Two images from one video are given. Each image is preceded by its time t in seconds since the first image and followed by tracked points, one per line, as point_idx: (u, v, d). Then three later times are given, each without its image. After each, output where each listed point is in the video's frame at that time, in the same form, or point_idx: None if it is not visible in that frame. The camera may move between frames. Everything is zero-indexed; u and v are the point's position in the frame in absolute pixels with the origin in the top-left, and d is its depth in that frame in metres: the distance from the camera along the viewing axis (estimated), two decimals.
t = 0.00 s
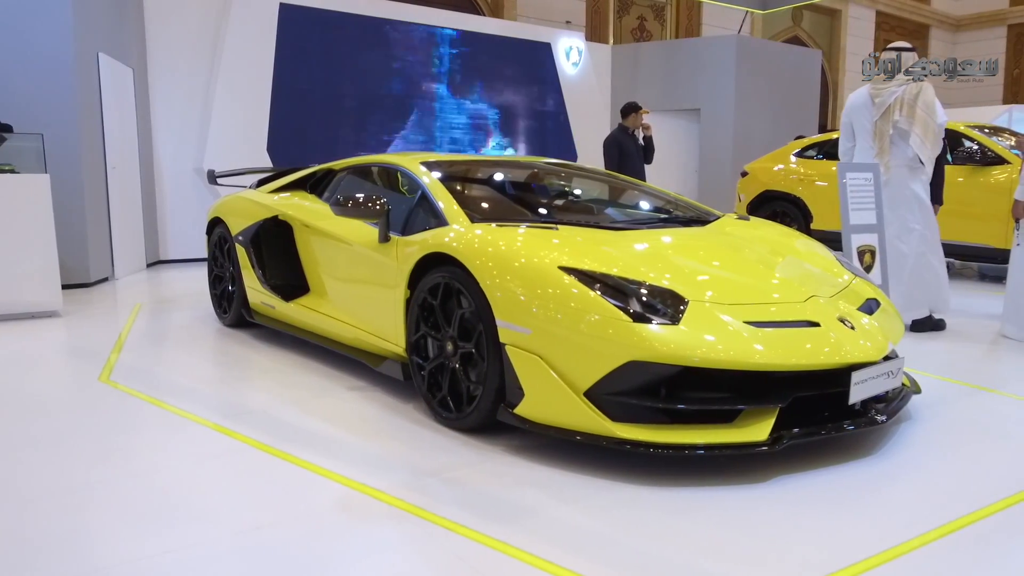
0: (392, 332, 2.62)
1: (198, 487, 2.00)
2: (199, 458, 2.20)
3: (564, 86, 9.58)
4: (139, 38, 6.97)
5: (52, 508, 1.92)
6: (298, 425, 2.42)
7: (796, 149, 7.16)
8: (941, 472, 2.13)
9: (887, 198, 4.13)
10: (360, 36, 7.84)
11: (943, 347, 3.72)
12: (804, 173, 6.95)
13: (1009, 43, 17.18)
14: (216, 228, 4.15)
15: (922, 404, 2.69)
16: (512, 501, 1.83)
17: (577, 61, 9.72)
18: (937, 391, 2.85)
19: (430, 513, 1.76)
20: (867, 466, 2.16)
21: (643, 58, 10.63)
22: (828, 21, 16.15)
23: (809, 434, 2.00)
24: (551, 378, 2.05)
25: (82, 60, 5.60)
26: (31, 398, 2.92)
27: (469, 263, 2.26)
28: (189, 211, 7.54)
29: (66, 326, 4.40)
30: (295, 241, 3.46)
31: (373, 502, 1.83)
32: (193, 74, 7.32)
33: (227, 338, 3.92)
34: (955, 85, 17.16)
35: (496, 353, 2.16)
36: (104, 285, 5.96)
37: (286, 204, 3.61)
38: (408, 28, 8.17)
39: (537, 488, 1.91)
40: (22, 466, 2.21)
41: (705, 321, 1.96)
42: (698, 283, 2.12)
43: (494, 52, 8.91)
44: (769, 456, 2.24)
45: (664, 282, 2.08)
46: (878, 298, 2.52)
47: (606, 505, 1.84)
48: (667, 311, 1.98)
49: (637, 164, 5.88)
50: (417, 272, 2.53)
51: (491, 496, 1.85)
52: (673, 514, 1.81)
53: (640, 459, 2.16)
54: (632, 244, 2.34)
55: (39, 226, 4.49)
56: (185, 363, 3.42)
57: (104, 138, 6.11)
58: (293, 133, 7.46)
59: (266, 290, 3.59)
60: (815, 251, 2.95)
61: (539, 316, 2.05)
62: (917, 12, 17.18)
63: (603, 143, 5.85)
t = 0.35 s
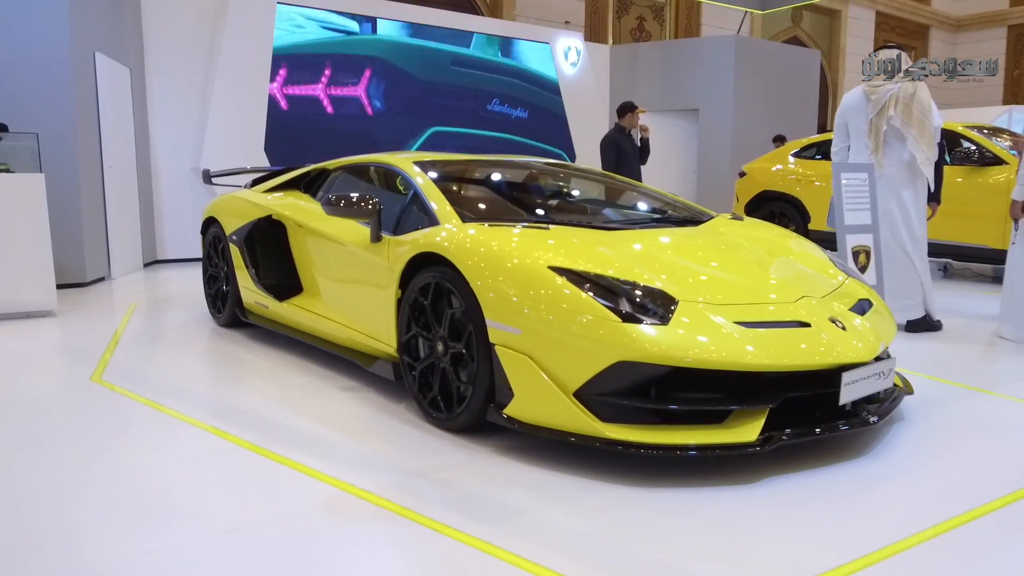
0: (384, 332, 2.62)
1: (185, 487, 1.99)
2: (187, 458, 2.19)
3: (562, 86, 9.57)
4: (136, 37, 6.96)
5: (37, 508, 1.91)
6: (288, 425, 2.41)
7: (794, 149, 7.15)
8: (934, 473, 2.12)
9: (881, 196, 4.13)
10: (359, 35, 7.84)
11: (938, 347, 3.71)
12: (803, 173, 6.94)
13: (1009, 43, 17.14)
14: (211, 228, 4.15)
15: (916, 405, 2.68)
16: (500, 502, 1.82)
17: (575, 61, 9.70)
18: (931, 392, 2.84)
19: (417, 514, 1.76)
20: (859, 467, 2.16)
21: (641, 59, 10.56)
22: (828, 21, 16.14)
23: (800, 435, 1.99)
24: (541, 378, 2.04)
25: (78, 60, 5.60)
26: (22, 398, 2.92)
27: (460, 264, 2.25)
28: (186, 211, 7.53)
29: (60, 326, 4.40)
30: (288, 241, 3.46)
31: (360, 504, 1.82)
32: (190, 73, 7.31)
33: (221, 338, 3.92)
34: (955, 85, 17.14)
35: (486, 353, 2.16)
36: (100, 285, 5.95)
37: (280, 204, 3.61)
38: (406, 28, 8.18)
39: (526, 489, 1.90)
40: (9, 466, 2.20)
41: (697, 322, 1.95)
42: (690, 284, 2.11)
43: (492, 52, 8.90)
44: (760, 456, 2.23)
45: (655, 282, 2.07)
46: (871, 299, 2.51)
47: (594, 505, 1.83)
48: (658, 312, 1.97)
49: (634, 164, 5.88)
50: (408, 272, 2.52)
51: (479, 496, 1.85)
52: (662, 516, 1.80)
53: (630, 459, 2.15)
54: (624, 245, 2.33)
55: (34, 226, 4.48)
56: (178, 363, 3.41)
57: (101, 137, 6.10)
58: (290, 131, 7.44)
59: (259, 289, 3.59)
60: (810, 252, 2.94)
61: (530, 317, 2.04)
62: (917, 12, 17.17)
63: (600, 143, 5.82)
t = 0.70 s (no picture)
0: (375, 331, 2.61)
1: (173, 486, 1.98)
2: (176, 458, 2.18)
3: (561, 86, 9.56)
4: (134, 37, 6.96)
5: (24, 507, 1.90)
6: (278, 424, 2.41)
7: (793, 149, 7.13)
8: (926, 474, 2.12)
9: (882, 196, 4.11)
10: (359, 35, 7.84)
11: (935, 348, 3.70)
12: (802, 173, 6.93)
13: (1009, 44, 17.11)
14: (206, 227, 4.14)
15: (911, 405, 2.67)
16: (489, 502, 1.81)
17: (575, 60, 9.69)
18: (926, 392, 2.83)
19: (404, 514, 1.75)
20: (851, 467, 2.15)
21: (641, 58, 10.69)
22: (828, 21, 16.13)
23: (790, 434, 1.99)
24: (531, 378, 2.03)
25: (76, 59, 5.60)
26: (14, 397, 2.91)
27: (452, 263, 2.24)
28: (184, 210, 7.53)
29: (56, 325, 4.40)
30: (283, 240, 3.45)
31: (348, 503, 1.81)
32: (189, 73, 7.31)
33: (215, 337, 3.91)
34: (954, 85, 17.13)
35: (476, 353, 2.15)
36: (97, 284, 5.95)
37: (275, 203, 3.60)
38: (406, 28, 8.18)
39: (515, 489, 1.89)
40: None
41: (688, 322, 1.95)
42: (682, 284, 2.11)
43: (491, 51, 8.90)
44: (751, 456, 2.23)
45: (647, 282, 2.07)
46: (864, 299, 2.50)
47: (582, 505, 1.82)
48: (649, 311, 1.96)
49: (632, 163, 5.88)
50: (400, 271, 2.51)
51: (467, 496, 1.84)
52: (651, 516, 1.80)
53: (621, 459, 2.14)
54: (616, 245, 2.32)
55: (30, 225, 4.48)
56: (171, 362, 3.41)
57: (98, 136, 6.10)
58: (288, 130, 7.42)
59: (254, 289, 3.59)
60: (804, 252, 2.94)
61: (521, 316, 2.03)
62: (918, 13, 17.16)
63: (598, 143, 5.80)
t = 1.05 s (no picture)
0: (367, 331, 2.60)
1: (158, 486, 1.98)
2: (163, 457, 2.18)
3: (560, 86, 9.56)
4: (133, 36, 6.96)
5: (9, 506, 1.89)
6: (267, 424, 2.40)
7: (793, 149, 7.11)
8: (919, 475, 2.10)
9: (879, 197, 4.08)
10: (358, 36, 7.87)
11: (932, 348, 3.67)
12: (801, 173, 6.91)
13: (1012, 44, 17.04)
14: (201, 227, 4.13)
15: (906, 406, 2.66)
16: (475, 503, 1.80)
17: (574, 60, 9.68)
18: (922, 392, 2.81)
19: (389, 514, 1.74)
20: (843, 468, 2.13)
21: (640, 58, 10.68)
22: (830, 21, 16.10)
23: (781, 435, 1.98)
24: (520, 378, 2.02)
25: (73, 58, 5.60)
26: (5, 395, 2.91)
27: (443, 262, 2.23)
28: (182, 210, 7.53)
29: (51, 324, 4.39)
30: (277, 239, 3.45)
31: (334, 504, 1.80)
32: (187, 72, 7.31)
33: (210, 337, 3.90)
34: (956, 85, 17.07)
35: (465, 352, 2.14)
36: (94, 283, 5.94)
37: (269, 202, 3.60)
38: (405, 27, 8.19)
39: (503, 490, 1.88)
40: None
41: (679, 323, 1.93)
42: (674, 284, 2.09)
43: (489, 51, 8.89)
44: (742, 457, 2.21)
45: (639, 282, 2.05)
46: (857, 299, 2.49)
47: (568, 507, 1.81)
48: (638, 311, 1.95)
49: (630, 163, 5.87)
50: (390, 271, 2.50)
51: (454, 496, 1.83)
52: (639, 517, 1.78)
53: (611, 459, 2.13)
54: (606, 244, 2.31)
55: (26, 224, 4.48)
56: (164, 361, 3.40)
57: (95, 135, 6.10)
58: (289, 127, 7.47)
59: (248, 288, 3.58)
60: (798, 251, 2.92)
61: (511, 316, 2.02)
62: (920, 13, 17.13)
63: (596, 144, 5.79)
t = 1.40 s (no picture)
0: (359, 332, 2.60)
1: (144, 488, 1.97)
2: (151, 459, 2.16)
3: (562, 86, 9.53)
4: (134, 36, 6.97)
5: None
6: (257, 426, 2.39)
7: (795, 149, 7.05)
8: (912, 480, 2.08)
9: (875, 197, 4.05)
10: (358, 36, 7.86)
11: (930, 351, 3.65)
12: (803, 173, 6.85)
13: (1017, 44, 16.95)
14: (197, 227, 4.13)
15: (901, 409, 2.64)
16: (461, 506, 1.78)
17: (576, 60, 9.66)
18: (917, 395, 2.79)
19: (374, 518, 1.72)
20: (835, 472, 2.12)
21: (642, 58, 10.67)
22: (834, 21, 16.05)
23: (774, 439, 1.96)
24: (509, 381, 2.00)
25: (72, 58, 5.61)
26: None
27: (434, 265, 2.21)
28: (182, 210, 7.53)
29: (48, 324, 4.39)
30: (271, 239, 3.44)
31: (319, 507, 1.79)
32: (188, 72, 7.31)
33: (206, 338, 3.90)
34: (961, 86, 16.99)
35: (454, 354, 2.13)
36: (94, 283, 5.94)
37: (264, 203, 3.60)
38: (405, 27, 8.16)
39: (490, 494, 1.86)
40: None
41: (671, 326, 1.92)
42: (665, 287, 2.07)
43: (490, 52, 8.88)
44: (734, 460, 2.20)
45: (630, 285, 2.04)
46: (851, 302, 2.47)
47: (555, 511, 1.79)
48: (627, 314, 1.93)
49: (628, 164, 5.84)
50: (381, 271, 2.49)
51: (440, 500, 1.81)
52: (627, 521, 1.77)
53: (601, 462, 2.12)
54: (598, 245, 2.29)
55: (24, 224, 4.48)
56: (158, 362, 3.39)
57: (95, 135, 6.10)
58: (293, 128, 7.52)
59: (243, 289, 3.58)
60: (794, 252, 2.90)
61: (502, 319, 2.00)
62: (924, 13, 17.08)
63: (593, 144, 5.79)
